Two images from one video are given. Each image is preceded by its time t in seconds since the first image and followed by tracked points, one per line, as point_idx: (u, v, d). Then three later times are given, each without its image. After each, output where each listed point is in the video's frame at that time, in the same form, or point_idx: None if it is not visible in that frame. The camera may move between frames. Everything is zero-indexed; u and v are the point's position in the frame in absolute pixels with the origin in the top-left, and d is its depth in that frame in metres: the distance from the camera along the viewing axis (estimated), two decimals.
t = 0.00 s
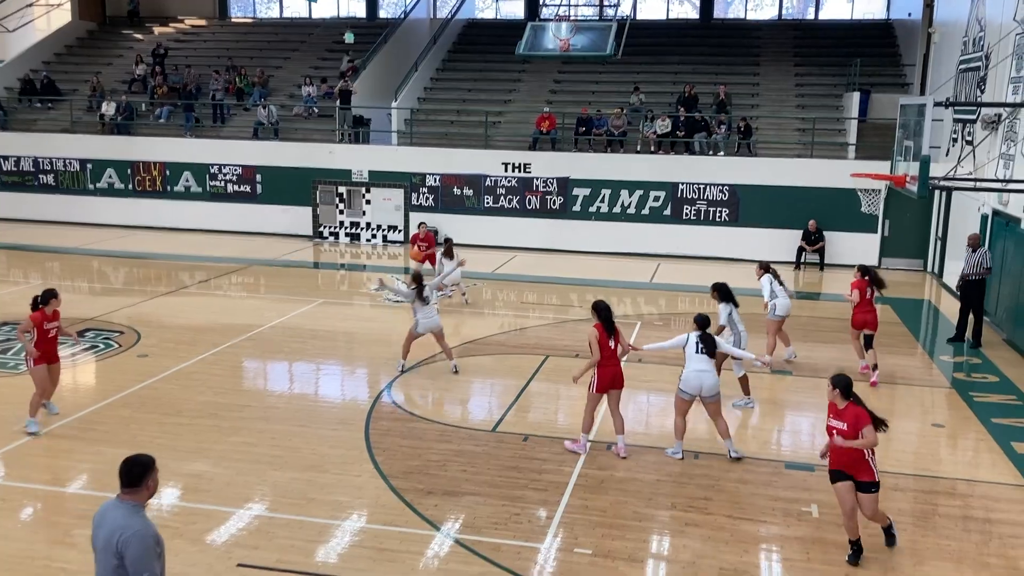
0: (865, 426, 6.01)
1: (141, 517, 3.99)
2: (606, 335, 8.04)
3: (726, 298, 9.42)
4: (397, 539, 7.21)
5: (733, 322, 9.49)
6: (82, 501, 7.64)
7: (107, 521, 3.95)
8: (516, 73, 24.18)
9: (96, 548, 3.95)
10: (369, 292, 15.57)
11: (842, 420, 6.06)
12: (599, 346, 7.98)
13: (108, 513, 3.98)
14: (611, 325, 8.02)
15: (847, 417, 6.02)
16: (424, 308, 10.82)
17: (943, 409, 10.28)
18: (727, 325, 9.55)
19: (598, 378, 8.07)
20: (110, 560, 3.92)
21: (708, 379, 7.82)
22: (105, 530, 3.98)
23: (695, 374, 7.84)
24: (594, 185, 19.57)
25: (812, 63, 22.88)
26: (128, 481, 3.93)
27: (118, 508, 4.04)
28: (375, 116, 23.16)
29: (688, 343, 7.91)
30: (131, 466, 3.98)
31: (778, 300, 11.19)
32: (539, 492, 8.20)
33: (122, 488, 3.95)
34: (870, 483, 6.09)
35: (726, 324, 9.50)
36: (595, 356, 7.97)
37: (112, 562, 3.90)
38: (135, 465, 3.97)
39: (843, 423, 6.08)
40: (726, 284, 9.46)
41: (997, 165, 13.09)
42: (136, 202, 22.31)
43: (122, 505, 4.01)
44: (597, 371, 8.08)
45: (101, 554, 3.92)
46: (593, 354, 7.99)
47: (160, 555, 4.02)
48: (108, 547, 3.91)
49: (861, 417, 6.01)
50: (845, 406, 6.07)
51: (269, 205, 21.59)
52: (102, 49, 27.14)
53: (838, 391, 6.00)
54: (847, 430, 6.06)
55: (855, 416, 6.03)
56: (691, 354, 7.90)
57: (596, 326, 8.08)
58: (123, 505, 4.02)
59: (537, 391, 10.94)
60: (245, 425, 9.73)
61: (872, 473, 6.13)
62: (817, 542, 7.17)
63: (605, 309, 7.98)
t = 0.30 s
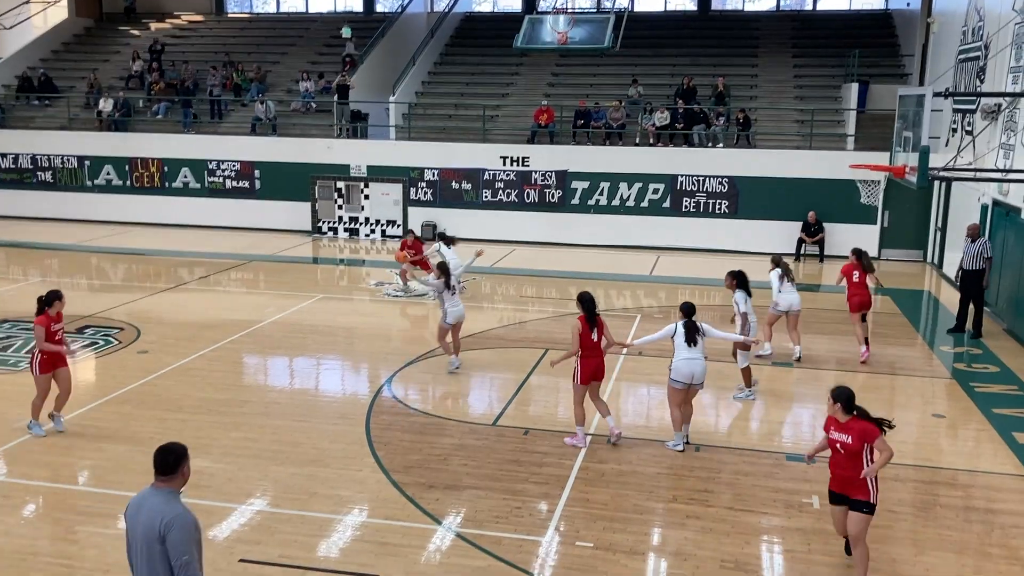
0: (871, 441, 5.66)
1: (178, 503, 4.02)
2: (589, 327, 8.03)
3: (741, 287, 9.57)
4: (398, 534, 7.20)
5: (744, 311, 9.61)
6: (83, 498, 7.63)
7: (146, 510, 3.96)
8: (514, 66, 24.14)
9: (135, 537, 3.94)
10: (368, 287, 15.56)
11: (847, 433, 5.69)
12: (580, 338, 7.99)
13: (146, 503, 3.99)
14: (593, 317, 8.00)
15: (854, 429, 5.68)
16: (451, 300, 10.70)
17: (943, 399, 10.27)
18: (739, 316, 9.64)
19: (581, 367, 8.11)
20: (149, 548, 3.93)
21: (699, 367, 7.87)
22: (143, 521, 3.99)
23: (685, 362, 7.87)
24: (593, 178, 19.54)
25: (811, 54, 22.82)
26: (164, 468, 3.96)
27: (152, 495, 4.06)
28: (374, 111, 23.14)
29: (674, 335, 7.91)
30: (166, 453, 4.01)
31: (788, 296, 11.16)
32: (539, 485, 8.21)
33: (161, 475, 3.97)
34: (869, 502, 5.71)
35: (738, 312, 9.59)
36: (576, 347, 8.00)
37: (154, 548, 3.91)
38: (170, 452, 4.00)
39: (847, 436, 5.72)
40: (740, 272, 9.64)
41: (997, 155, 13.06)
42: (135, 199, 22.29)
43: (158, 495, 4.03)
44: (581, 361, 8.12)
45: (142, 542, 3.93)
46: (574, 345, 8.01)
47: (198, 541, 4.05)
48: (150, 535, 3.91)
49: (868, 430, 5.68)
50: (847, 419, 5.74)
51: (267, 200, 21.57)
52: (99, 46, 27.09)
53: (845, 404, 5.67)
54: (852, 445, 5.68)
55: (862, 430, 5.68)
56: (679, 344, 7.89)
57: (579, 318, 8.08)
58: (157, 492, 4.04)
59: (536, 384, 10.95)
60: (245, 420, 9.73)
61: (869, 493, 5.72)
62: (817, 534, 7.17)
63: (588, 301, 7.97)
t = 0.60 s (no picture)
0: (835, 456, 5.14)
1: (217, 495, 4.02)
2: (584, 318, 8.03)
3: (753, 279, 9.54)
4: (403, 529, 7.20)
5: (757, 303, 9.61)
6: (88, 494, 7.61)
7: (184, 506, 3.95)
8: (516, 60, 24.09)
9: (181, 532, 3.91)
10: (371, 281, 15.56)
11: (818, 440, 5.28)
12: (575, 329, 8.03)
13: (181, 499, 3.97)
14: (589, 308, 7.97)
15: (822, 436, 5.24)
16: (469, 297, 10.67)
17: (947, 391, 10.27)
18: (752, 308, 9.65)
19: (578, 359, 8.10)
20: (198, 539, 3.91)
21: (695, 360, 7.88)
22: (179, 516, 3.97)
23: (681, 354, 7.87)
24: (596, 171, 19.51)
25: (814, 46, 22.75)
26: (203, 460, 3.96)
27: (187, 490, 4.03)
28: (376, 105, 23.12)
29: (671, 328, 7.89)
30: (200, 446, 4.00)
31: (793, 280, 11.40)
32: (543, 479, 8.21)
33: (196, 468, 3.96)
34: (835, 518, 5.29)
35: (750, 304, 9.58)
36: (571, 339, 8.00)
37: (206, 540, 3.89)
38: (204, 445, 3.99)
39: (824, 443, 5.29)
40: (752, 264, 9.60)
41: (1001, 147, 13.03)
42: (137, 194, 22.29)
43: (190, 488, 4.03)
44: (578, 352, 8.11)
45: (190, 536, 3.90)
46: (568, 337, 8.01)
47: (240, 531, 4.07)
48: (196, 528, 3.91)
49: (832, 444, 5.12)
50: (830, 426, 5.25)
51: (270, 195, 21.56)
52: (101, 41, 27.05)
53: (823, 410, 5.13)
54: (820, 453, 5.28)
55: (828, 440, 5.17)
56: (676, 335, 7.90)
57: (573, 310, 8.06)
58: (194, 486, 4.02)
59: (540, 378, 10.95)
60: (249, 415, 9.73)
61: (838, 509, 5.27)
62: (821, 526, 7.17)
63: (581, 294, 7.95)
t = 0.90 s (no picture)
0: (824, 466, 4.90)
1: (268, 493, 3.83)
2: (593, 310, 8.02)
3: (763, 270, 9.53)
4: (410, 522, 7.22)
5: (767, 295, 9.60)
6: (98, 486, 7.64)
7: (244, 507, 3.72)
8: (522, 53, 24.04)
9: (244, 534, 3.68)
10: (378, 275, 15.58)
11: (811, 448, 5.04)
12: (587, 321, 7.98)
13: (236, 500, 3.75)
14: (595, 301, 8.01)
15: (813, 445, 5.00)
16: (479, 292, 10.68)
17: (955, 385, 10.25)
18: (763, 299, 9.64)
19: (587, 351, 8.08)
20: (265, 540, 3.72)
21: (685, 363, 7.82)
22: (236, 520, 3.74)
23: (672, 359, 7.84)
24: (603, 164, 19.48)
25: (822, 39, 22.65)
26: (258, 459, 3.75)
27: (238, 492, 3.78)
28: (382, 99, 23.13)
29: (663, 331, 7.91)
30: (246, 446, 3.76)
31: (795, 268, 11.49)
32: (550, 472, 8.22)
33: (250, 468, 3.74)
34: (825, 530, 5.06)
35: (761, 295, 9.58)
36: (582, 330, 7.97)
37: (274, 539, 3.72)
38: (253, 443, 3.77)
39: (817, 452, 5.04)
40: (761, 257, 9.60)
41: (1009, 140, 12.96)
42: (145, 187, 22.33)
43: (240, 490, 3.80)
44: (587, 344, 8.08)
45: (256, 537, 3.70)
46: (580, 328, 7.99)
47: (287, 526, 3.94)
48: (262, 529, 3.72)
49: (818, 453, 4.88)
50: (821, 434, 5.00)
51: (276, 189, 21.59)
52: (108, 35, 27.07)
53: (810, 418, 4.90)
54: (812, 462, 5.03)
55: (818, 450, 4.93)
56: (668, 340, 7.89)
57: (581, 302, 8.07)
58: (245, 487, 3.79)
59: (547, 371, 10.95)
60: (258, 408, 9.75)
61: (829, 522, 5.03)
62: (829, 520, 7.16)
63: (588, 290, 7.98)
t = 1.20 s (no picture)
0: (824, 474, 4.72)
1: (295, 486, 3.86)
2: (612, 308, 8.01)
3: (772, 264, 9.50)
4: (420, 512, 7.25)
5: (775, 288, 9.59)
6: (111, 476, 7.70)
7: (275, 502, 3.74)
8: (533, 44, 23.98)
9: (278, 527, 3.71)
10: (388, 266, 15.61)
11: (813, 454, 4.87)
12: (607, 320, 7.98)
13: (267, 496, 3.76)
14: (614, 298, 7.99)
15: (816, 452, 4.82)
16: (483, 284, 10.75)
17: (967, 379, 10.20)
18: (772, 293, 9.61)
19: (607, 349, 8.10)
20: (301, 532, 3.75)
21: (683, 358, 7.77)
22: (267, 515, 3.76)
23: (668, 353, 7.80)
24: (614, 156, 19.43)
25: (835, 30, 22.49)
26: (285, 454, 3.77)
27: (268, 487, 3.79)
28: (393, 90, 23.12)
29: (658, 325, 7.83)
30: (271, 442, 3.77)
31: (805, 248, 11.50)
32: (559, 464, 8.23)
33: (278, 463, 3.75)
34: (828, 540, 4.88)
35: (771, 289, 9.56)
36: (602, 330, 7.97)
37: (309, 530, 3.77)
38: (280, 438, 3.79)
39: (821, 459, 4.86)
40: (770, 251, 9.56)
41: None
42: (157, 178, 22.41)
43: (268, 485, 3.80)
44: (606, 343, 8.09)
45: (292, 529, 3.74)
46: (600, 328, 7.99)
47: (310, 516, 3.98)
48: (298, 521, 3.76)
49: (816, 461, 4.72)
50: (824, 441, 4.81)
51: (287, 180, 21.64)
52: (120, 26, 27.12)
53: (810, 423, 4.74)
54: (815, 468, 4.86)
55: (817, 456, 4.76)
56: (664, 335, 7.86)
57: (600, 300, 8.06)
58: (275, 482, 3.80)
59: (557, 363, 10.96)
60: (269, 399, 9.79)
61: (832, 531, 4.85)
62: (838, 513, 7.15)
63: (604, 285, 7.95)
